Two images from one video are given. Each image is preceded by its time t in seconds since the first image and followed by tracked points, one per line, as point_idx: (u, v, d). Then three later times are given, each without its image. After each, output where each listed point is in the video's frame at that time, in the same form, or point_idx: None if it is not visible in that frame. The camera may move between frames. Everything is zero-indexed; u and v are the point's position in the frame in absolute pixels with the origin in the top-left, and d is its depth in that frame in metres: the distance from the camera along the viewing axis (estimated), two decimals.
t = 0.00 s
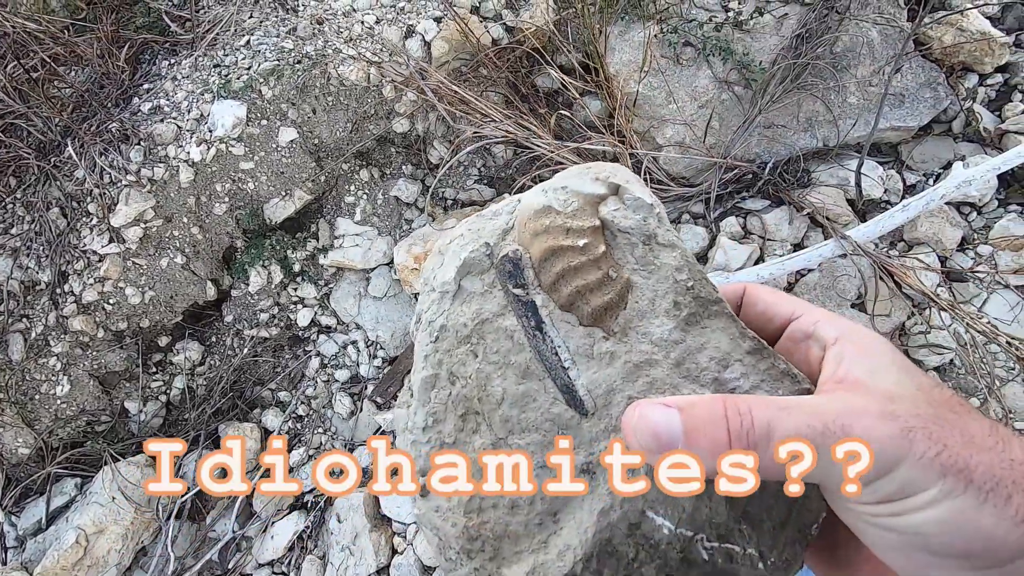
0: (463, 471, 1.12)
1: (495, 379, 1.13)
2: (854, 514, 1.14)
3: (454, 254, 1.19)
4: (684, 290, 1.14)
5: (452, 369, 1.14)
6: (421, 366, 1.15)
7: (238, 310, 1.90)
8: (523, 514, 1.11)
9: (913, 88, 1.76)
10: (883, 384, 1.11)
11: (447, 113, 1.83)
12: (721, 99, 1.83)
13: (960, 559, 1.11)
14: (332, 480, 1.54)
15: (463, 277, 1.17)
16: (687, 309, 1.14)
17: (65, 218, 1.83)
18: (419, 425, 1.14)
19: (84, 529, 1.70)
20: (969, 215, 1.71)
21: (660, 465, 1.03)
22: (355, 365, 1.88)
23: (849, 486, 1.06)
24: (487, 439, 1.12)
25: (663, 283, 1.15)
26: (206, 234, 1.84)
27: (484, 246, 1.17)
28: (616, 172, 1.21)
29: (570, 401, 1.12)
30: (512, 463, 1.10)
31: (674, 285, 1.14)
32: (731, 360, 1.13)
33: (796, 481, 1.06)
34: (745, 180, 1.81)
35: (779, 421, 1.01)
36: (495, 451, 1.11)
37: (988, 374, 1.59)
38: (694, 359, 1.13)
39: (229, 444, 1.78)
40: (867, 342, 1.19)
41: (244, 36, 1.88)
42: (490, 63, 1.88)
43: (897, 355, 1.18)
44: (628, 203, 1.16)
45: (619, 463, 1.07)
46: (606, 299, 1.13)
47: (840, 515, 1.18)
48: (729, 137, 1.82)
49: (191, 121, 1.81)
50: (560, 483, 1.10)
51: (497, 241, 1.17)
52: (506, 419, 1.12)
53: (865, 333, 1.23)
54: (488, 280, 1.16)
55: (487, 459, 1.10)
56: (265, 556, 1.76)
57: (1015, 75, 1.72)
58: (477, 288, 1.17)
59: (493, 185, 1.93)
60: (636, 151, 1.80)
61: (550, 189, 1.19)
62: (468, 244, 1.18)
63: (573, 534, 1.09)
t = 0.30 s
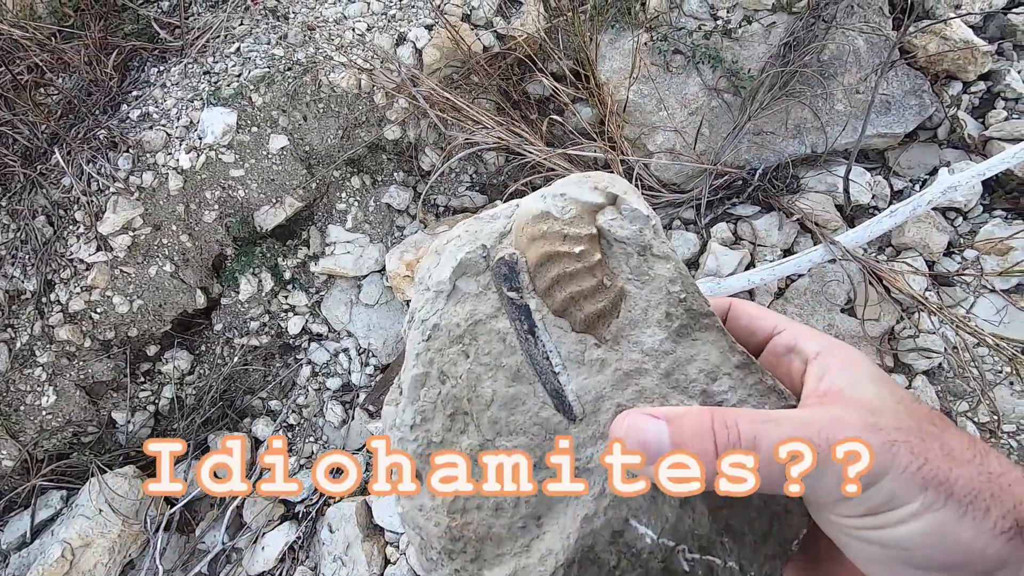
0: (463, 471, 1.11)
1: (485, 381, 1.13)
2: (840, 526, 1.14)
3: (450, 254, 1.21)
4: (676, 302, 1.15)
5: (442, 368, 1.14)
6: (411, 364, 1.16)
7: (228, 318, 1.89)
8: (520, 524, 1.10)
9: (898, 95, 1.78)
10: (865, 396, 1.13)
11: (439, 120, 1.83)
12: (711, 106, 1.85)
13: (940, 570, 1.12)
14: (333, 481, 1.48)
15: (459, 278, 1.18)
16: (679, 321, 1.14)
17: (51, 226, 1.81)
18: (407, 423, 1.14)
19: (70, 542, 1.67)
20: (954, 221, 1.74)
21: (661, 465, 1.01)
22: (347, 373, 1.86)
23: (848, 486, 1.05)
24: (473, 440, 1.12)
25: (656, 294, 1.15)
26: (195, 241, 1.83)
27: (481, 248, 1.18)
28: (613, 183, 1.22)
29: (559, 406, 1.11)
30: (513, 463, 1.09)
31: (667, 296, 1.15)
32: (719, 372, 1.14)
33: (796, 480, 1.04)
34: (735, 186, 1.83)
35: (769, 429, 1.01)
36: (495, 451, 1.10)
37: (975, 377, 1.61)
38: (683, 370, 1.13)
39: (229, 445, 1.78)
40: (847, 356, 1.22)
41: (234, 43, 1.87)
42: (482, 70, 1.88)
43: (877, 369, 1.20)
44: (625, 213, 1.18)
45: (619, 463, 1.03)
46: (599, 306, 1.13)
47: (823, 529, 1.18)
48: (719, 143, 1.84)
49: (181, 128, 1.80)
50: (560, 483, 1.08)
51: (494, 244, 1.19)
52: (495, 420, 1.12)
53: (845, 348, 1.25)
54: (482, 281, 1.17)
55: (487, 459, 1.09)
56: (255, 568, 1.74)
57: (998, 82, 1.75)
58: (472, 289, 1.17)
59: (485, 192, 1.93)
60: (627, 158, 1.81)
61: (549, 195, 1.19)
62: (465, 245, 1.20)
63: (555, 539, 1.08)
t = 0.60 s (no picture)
0: (463, 471, 1.10)
1: (464, 377, 1.13)
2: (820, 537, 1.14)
3: (444, 250, 1.20)
4: (663, 318, 1.14)
5: (424, 360, 1.15)
6: (394, 354, 1.17)
7: (215, 323, 1.87)
8: (508, 527, 1.10)
9: (881, 99, 1.81)
10: (834, 406, 1.16)
11: (428, 123, 1.83)
12: (698, 110, 1.87)
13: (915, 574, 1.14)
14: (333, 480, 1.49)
15: (449, 274, 1.18)
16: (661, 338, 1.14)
17: (35, 230, 1.78)
18: (384, 411, 1.15)
19: (53, 552, 1.64)
20: (936, 224, 1.77)
21: (662, 465, 0.99)
22: (336, 378, 1.85)
23: (850, 486, 1.09)
24: (445, 434, 1.13)
25: (645, 307, 1.15)
26: (182, 246, 1.81)
27: (475, 246, 1.18)
28: (615, 194, 1.22)
29: (535, 410, 1.11)
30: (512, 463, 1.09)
31: (656, 310, 1.14)
32: (699, 394, 1.13)
33: (797, 481, 1.06)
34: (722, 190, 1.85)
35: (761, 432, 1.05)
36: (495, 451, 1.10)
37: (958, 377, 1.64)
38: (663, 389, 1.13)
39: (229, 445, 1.76)
40: (812, 368, 1.23)
41: (222, 47, 1.86)
42: (471, 75, 1.89)
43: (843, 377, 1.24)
44: (622, 225, 1.17)
45: (619, 463, 0.99)
46: (585, 314, 1.13)
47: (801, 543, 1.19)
48: (706, 147, 1.86)
49: (167, 132, 1.79)
50: (560, 483, 1.07)
51: (488, 244, 1.19)
52: (469, 417, 1.12)
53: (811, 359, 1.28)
54: (472, 279, 1.17)
55: (487, 459, 1.09)
56: None
57: (978, 87, 1.78)
58: (460, 286, 1.18)
59: (475, 196, 1.93)
60: (616, 161, 1.83)
61: (548, 200, 1.19)
62: (459, 242, 1.20)
63: (517, 541, 1.08)
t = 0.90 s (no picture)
0: (463, 471, 1.10)
1: (463, 348, 1.15)
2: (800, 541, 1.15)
3: (466, 234, 1.24)
4: (662, 322, 1.14)
5: (429, 329, 1.19)
6: (405, 319, 1.21)
7: (205, 330, 1.86)
8: (481, 503, 1.08)
9: (868, 106, 1.84)
10: (820, 412, 1.18)
11: (422, 123, 1.84)
12: (688, 116, 1.88)
13: None
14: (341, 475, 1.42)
15: (465, 255, 1.21)
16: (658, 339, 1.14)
17: (22, 236, 1.76)
18: (385, 367, 1.19)
19: (40, 564, 1.62)
20: (923, 228, 1.79)
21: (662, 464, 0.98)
22: (328, 384, 1.84)
23: (850, 486, 1.11)
24: (437, 398, 1.15)
25: (646, 310, 1.15)
26: (172, 252, 1.80)
27: (494, 234, 1.21)
28: (635, 205, 1.22)
29: (525, 390, 1.13)
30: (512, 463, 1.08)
31: (657, 314, 1.15)
32: (689, 399, 1.12)
33: (796, 480, 1.08)
34: (713, 195, 1.86)
35: (759, 433, 1.07)
36: (495, 451, 1.09)
37: (947, 379, 1.65)
38: (652, 389, 1.12)
39: (229, 445, 1.76)
40: (796, 378, 1.26)
41: (213, 52, 1.86)
42: (463, 80, 1.89)
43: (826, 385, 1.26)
44: (636, 234, 1.18)
45: (619, 463, 0.98)
46: (586, 308, 1.14)
47: (783, 547, 1.20)
48: (696, 153, 1.87)
49: (157, 137, 1.78)
50: (560, 484, 1.04)
51: (507, 234, 1.21)
52: (462, 385, 1.14)
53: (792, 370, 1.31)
54: (486, 263, 1.20)
55: (487, 459, 1.08)
56: None
57: (962, 94, 1.80)
58: (474, 267, 1.20)
59: (468, 201, 1.93)
60: (609, 167, 1.84)
61: (569, 202, 1.21)
62: (482, 227, 1.23)
63: (487, 509, 1.07)
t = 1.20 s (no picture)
0: (463, 471, 1.10)
1: (451, 356, 1.16)
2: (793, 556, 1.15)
3: (460, 241, 1.23)
4: (653, 337, 1.14)
5: (419, 335, 1.18)
6: (395, 325, 1.20)
7: (195, 337, 1.84)
8: (462, 510, 1.09)
9: (854, 111, 1.86)
10: (807, 422, 1.19)
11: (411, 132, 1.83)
12: (678, 121, 1.90)
13: None
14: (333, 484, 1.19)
15: (459, 263, 1.21)
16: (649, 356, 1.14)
17: (7, 243, 1.74)
18: (374, 373, 1.18)
19: None
20: (909, 232, 1.81)
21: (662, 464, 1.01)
22: (319, 391, 1.83)
23: (849, 486, 1.13)
24: (423, 405, 1.15)
25: (638, 323, 1.15)
26: (160, 259, 1.78)
27: (489, 243, 1.21)
28: (633, 216, 1.19)
29: (510, 400, 1.14)
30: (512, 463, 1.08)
31: (646, 329, 1.14)
32: (676, 417, 1.13)
33: (796, 480, 1.09)
34: (702, 200, 1.88)
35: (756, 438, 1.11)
36: (495, 451, 1.10)
37: (934, 381, 1.67)
38: (639, 404, 1.13)
39: (228, 445, 1.73)
40: (782, 388, 1.27)
41: (201, 58, 1.85)
42: (453, 85, 1.90)
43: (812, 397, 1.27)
44: (631, 246, 1.16)
45: (619, 462, 1.00)
46: (575, 320, 1.15)
47: (775, 562, 1.19)
48: (686, 157, 1.89)
49: (145, 143, 1.76)
50: (559, 483, 1.05)
51: (502, 243, 1.22)
52: (448, 393, 1.15)
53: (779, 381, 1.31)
54: (480, 271, 1.21)
55: (487, 458, 1.08)
56: None
57: (946, 99, 1.83)
58: (468, 276, 1.21)
59: (458, 206, 1.93)
60: (599, 172, 1.85)
61: (566, 212, 1.20)
62: (477, 235, 1.23)
63: (465, 519, 1.07)
